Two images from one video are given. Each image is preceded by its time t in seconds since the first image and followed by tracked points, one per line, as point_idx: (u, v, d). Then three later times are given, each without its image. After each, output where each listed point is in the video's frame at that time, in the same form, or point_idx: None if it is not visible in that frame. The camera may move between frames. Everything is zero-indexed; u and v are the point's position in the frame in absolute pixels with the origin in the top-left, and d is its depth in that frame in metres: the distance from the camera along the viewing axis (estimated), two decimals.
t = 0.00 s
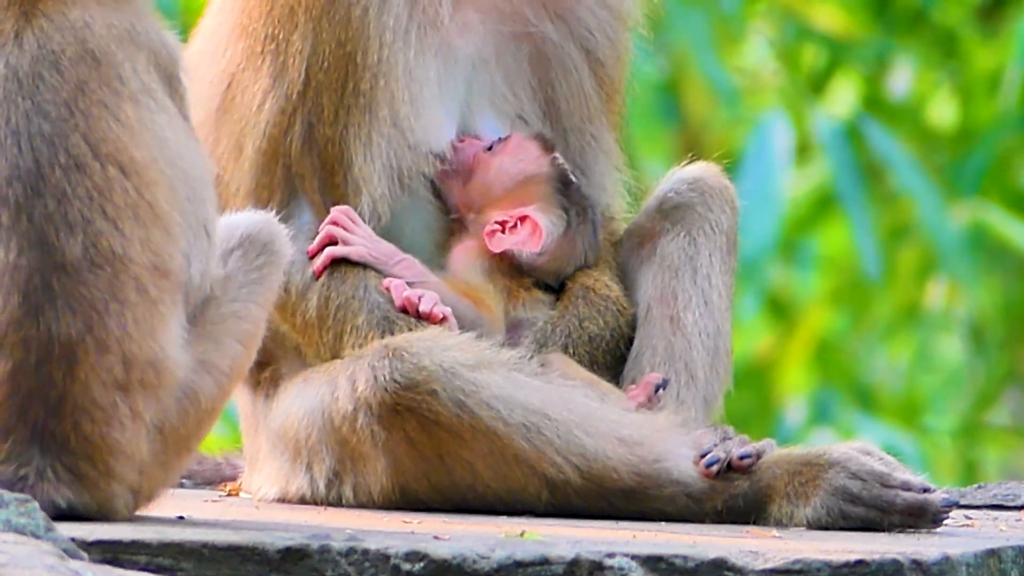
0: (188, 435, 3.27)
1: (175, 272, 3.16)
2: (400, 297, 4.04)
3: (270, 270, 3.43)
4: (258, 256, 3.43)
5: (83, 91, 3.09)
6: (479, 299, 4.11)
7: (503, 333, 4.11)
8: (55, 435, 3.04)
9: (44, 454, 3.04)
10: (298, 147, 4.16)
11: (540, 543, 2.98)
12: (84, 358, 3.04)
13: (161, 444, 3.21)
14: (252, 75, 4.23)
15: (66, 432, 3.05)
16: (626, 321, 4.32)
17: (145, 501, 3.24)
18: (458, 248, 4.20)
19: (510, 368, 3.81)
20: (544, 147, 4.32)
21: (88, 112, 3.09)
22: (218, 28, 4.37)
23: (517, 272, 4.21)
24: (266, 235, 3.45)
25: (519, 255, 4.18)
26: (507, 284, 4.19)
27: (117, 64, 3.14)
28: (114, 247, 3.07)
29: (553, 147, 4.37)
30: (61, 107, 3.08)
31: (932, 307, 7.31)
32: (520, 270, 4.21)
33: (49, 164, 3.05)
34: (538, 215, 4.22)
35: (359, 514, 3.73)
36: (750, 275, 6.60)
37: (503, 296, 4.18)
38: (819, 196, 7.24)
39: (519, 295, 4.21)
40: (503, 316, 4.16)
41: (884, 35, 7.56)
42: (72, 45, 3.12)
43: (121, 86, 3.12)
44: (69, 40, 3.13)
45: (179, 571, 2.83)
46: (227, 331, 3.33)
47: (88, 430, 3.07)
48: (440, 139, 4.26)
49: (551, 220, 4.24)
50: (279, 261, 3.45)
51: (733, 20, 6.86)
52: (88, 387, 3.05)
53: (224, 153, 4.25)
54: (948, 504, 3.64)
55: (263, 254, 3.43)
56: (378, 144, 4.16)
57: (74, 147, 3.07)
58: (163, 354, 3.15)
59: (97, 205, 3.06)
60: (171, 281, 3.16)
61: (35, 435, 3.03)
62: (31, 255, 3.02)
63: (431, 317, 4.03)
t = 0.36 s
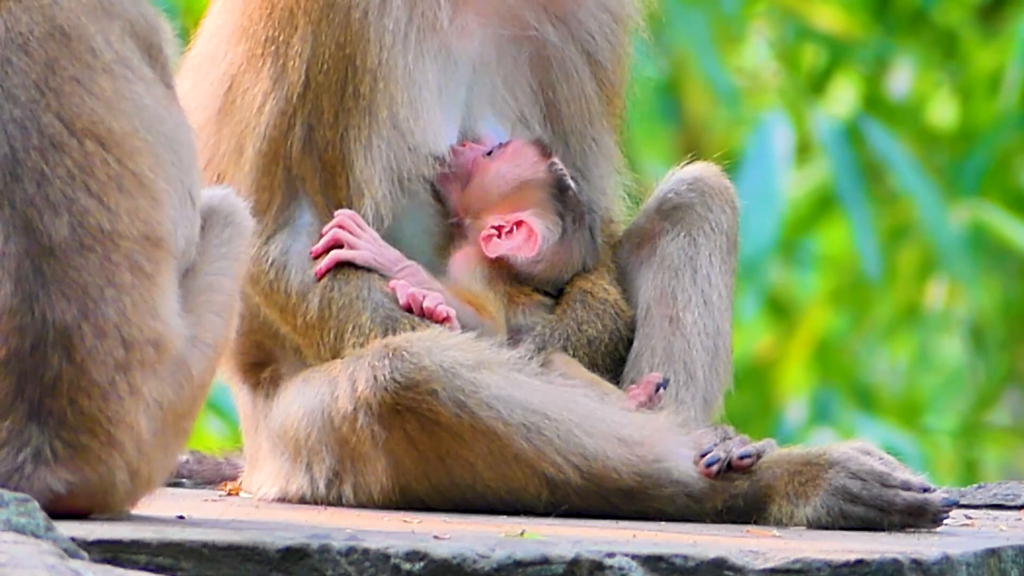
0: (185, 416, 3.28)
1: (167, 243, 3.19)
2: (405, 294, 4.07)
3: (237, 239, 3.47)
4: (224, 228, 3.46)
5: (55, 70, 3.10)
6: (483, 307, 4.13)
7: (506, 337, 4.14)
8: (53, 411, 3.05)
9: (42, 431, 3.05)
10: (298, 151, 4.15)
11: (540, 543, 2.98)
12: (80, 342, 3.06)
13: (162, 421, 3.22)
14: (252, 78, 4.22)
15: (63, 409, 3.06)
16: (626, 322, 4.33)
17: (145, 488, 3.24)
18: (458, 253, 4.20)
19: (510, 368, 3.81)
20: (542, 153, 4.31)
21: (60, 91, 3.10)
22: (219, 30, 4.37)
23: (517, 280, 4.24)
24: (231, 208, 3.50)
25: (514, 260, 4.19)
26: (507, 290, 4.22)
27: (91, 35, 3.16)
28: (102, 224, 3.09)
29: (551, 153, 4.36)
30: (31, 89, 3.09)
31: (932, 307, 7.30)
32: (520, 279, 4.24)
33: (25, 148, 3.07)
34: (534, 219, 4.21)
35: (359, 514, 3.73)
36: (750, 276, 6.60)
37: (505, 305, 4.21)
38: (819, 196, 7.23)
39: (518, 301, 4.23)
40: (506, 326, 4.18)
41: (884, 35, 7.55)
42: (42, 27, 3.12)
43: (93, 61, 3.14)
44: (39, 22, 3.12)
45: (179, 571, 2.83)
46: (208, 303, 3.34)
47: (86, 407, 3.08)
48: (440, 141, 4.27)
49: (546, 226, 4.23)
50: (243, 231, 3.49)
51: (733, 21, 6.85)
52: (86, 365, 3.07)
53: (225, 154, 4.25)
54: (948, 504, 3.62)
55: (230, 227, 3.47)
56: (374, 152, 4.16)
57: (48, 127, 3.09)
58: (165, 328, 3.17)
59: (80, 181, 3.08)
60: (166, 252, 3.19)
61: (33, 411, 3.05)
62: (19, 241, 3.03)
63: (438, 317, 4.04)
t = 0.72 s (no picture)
0: (185, 412, 3.29)
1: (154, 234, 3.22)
2: (406, 293, 4.06)
3: (232, 235, 3.52)
4: (219, 222, 3.52)
5: (25, 68, 3.12)
6: (484, 311, 4.13)
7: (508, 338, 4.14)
8: (50, 403, 3.08)
9: (38, 421, 3.08)
10: (298, 151, 4.15)
11: (540, 543, 2.98)
12: (75, 328, 3.09)
13: (162, 414, 3.23)
14: (252, 78, 4.22)
15: (58, 402, 3.08)
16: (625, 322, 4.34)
17: (142, 485, 3.25)
18: (459, 256, 4.21)
19: (510, 368, 3.81)
20: (542, 155, 4.30)
21: (31, 86, 3.12)
22: (219, 30, 4.37)
23: (518, 282, 4.24)
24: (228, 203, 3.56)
25: (513, 262, 4.19)
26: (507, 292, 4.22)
27: (61, 32, 3.18)
28: (83, 208, 3.11)
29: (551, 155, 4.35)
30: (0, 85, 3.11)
31: (932, 307, 7.30)
32: (521, 280, 4.24)
33: None
34: (532, 220, 4.22)
35: (359, 514, 3.73)
36: (750, 275, 6.60)
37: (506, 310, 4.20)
38: (819, 196, 7.23)
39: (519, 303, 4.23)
40: (507, 327, 4.18)
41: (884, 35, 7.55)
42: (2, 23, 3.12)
43: (64, 56, 3.16)
44: None
45: (179, 571, 2.83)
46: (206, 295, 3.38)
47: (82, 399, 3.10)
48: (440, 143, 4.27)
49: (546, 227, 4.23)
50: (241, 225, 3.54)
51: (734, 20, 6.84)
52: (81, 352, 3.09)
53: (226, 153, 4.25)
54: (949, 503, 3.62)
55: (225, 221, 3.53)
56: (375, 156, 4.16)
57: (19, 119, 3.10)
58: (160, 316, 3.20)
59: (57, 168, 3.10)
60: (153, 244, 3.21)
61: (28, 402, 3.07)
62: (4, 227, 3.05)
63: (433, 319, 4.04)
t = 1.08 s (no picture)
0: (185, 423, 3.26)
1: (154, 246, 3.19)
2: (407, 294, 4.07)
3: (249, 247, 3.46)
4: (235, 235, 3.47)
5: (41, 73, 3.11)
6: (485, 314, 4.14)
7: (509, 340, 4.14)
8: (48, 412, 3.07)
9: (35, 431, 3.07)
10: (298, 151, 4.15)
11: (540, 543, 2.98)
12: (71, 337, 3.07)
13: (159, 425, 3.20)
14: (252, 79, 4.22)
15: (55, 410, 3.08)
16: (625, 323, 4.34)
17: (138, 494, 3.23)
18: (459, 259, 4.22)
19: (510, 368, 3.81)
20: (541, 155, 4.30)
21: (46, 91, 3.11)
22: (219, 31, 4.37)
23: (518, 285, 4.24)
24: (244, 216, 3.50)
25: (512, 263, 4.18)
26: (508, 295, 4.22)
27: (80, 44, 3.16)
28: (85, 216, 3.09)
29: (550, 155, 4.34)
30: (16, 90, 3.10)
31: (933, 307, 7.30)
32: (522, 282, 4.24)
33: (6, 144, 3.07)
34: (530, 221, 4.21)
35: (358, 514, 3.73)
36: (750, 276, 6.60)
37: (507, 312, 4.21)
38: (819, 196, 7.23)
39: (519, 305, 4.23)
40: (508, 329, 4.18)
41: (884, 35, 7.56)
42: (28, 32, 3.12)
43: (82, 67, 3.15)
44: (24, 27, 3.12)
45: (179, 571, 2.84)
46: (219, 308, 3.34)
47: (80, 409, 3.09)
48: (440, 144, 4.27)
49: (545, 228, 4.23)
50: (260, 238, 3.49)
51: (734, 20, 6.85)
52: (77, 359, 3.08)
53: (226, 154, 4.25)
54: (948, 503, 3.62)
55: (242, 234, 3.47)
56: (374, 157, 4.16)
57: (31, 123, 3.09)
58: (156, 328, 3.17)
59: (62, 174, 3.09)
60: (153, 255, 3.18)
61: (25, 412, 3.06)
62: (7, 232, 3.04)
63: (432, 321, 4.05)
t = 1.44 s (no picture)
0: (186, 438, 3.27)
1: (165, 273, 3.17)
2: (409, 295, 4.07)
3: (266, 273, 3.44)
4: (254, 258, 3.44)
5: (77, 90, 3.12)
6: (484, 315, 4.14)
7: (510, 341, 4.15)
8: (48, 437, 3.09)
9: (34, 457, 3.09)
10: (297, 154, 4.15)
11: (541, 543, 2.98)
12: (74, 356, 3.07)
13: (156, 446, 3.21)
14: (252, 82, 4.22)
15: (56, 436, 3.09)
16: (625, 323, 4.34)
17: (141, 504, 3.25)
18: (459, 261, 4.22)
19: (510, 368, 3.81)
20: (540, 156, 4.29)
21: (81, 108, 3.11)
22: (219, 31, 4.37)
23: (518, 286, 4.25)
24: (262, 238, 3.47)
25: (511, 263, 4.19)
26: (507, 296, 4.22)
27: (115, 73, 3.16)
28: (101, 242, 3.08)
29: (548, 156, 4.34)
30: (52, 103, 3.11)
31: (933, 306, 7.30)
32: (522, 283, 4.25)
33: (37, 156, 3.08)
34: (529, 222, 4.21)
35: (358, 514, 3.73)
36: (750, 275, 6.60)
37: (507, 313, 4.21)
38: (819, 195, 7.23)
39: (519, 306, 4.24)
40: (508, 330, 4.18)
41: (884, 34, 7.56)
42: (70, 52, 3.15)
43: (116, 92, 3.15)
44: (66, 47, 3.15)
45: (179, 571, 2.83)
46: (226, 333, 3.32)
47: (80, 435, 3.10)
48: (440, 146, 4.26)
49: (543, 229, 4.23)
50: (278, 262, 3.46)
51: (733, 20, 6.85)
52: (78, 383, 3.08)
53: (224, 156, 4.25)
54: (949, 503, 3.62)
55: (261, 257, 3.44)
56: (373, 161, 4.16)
57: (63, 140, 3.09)
58: (156, 359, 3.15)
59: (85, 197, 3.08)
60: (160, 281, 3.15)
61: (27, 437, 3.08)
62: (20, 248, 3.04)
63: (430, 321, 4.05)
